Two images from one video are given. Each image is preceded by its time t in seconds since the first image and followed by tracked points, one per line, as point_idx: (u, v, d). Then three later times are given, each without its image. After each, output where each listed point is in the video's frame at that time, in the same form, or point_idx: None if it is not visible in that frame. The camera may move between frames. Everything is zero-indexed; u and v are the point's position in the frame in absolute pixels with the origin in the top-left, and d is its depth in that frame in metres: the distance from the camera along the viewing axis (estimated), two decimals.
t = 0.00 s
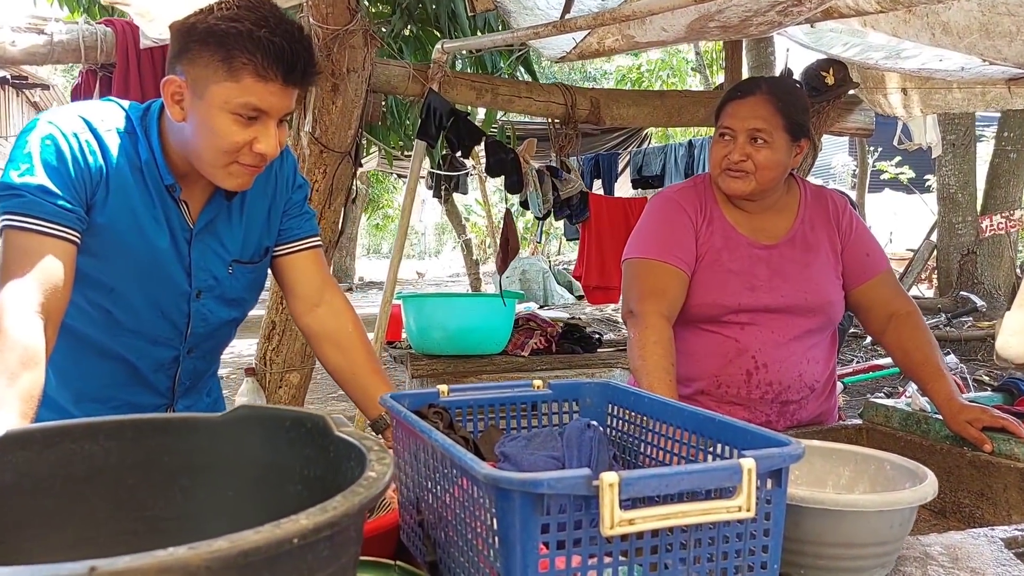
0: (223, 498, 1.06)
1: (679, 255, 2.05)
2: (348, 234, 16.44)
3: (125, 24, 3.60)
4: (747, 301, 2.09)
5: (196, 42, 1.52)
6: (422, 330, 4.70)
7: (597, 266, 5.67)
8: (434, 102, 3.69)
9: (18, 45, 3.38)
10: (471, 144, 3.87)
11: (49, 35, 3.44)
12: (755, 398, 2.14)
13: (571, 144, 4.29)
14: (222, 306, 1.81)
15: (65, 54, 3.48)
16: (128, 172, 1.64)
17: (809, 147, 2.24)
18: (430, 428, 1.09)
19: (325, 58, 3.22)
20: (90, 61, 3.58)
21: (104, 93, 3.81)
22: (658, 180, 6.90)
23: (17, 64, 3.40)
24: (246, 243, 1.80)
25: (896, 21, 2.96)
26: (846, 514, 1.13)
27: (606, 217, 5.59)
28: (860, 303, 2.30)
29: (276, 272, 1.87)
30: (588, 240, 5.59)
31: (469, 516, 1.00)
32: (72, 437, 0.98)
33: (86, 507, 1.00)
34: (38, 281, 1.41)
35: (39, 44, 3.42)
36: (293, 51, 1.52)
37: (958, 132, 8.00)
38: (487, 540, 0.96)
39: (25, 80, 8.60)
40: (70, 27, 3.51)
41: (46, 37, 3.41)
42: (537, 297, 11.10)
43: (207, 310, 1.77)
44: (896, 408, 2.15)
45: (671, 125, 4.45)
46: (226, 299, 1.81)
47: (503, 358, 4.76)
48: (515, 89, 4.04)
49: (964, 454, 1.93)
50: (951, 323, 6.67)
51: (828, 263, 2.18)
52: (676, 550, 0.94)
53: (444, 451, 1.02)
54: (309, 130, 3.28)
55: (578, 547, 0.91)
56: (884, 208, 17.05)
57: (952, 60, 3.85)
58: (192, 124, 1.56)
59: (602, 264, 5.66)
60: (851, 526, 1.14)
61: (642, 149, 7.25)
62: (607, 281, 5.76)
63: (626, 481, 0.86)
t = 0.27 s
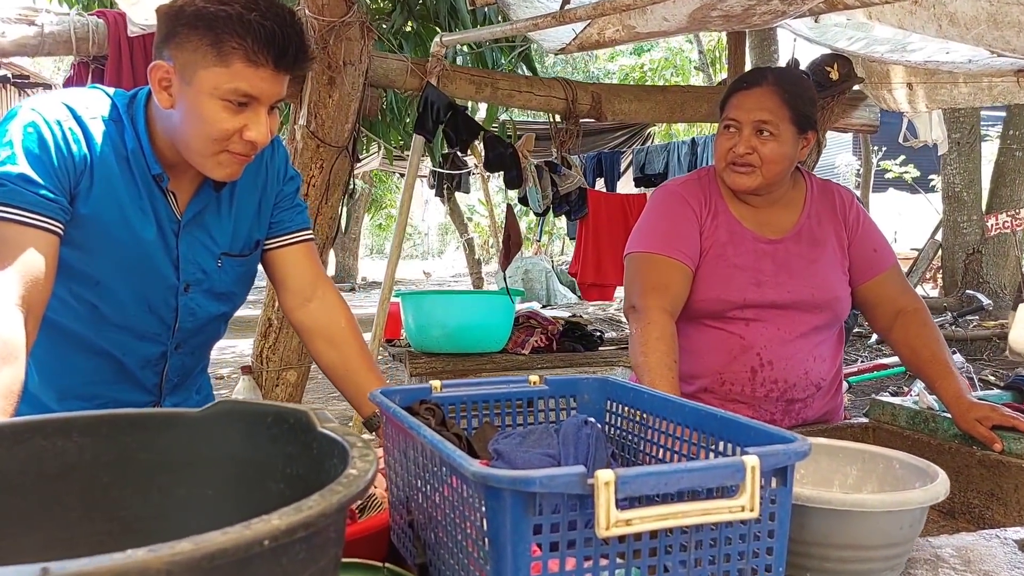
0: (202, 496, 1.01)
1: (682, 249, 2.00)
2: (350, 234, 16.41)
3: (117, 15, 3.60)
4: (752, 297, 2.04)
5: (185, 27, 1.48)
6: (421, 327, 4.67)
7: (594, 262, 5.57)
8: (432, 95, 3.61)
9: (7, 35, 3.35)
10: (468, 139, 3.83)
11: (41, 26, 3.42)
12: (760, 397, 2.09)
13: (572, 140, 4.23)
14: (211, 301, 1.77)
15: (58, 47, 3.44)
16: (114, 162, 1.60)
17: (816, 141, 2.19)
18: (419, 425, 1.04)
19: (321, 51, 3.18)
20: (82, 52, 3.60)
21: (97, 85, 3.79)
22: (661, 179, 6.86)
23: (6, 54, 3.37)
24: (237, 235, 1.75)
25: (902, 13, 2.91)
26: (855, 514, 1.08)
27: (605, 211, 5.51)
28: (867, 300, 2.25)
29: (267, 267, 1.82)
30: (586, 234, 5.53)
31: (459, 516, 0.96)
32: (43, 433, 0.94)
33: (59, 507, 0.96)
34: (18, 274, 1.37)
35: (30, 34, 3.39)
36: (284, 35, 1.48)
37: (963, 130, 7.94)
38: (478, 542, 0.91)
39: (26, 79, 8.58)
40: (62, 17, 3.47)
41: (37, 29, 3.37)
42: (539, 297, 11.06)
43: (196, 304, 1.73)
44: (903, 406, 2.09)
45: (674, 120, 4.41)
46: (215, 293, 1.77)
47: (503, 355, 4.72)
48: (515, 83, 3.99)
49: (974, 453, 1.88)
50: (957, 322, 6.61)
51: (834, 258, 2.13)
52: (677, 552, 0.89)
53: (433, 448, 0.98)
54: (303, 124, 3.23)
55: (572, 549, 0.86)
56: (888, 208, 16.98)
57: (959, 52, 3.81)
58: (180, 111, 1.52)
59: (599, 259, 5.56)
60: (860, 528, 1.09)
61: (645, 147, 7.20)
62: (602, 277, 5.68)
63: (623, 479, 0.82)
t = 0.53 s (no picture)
0: (204, 508, 0.98)
1: (696, 251, 1.97)
2: (358, 234, 16.42)
3: (122, 15, 3.59)
4: (766, 301, 2.01)
5: (189, 25, 1.46)
6: (428, 330, 4.63)
7: (596, 264, 5.47)
8: (439, 96, 3.61)
9: (12, 37, 3.33)
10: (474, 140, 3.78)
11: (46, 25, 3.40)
12: (773, 402, 2.05)
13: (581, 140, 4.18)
14: (217, 304, 1.73)
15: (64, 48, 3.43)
16: (119, 163, 1.58)
17: (832, 142, 2.15)
18: (428, 434, 1.01)
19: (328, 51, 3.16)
20: (88, 53, 3.58)
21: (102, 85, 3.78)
22: (670, 180, 6.82)
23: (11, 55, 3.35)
24: (242, 238, 1.73)
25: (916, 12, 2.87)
26: (878, 528, 1.05)
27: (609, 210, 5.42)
28: (882, 304, 2.21)
29: (273, 271, 1.80)
30: (589, 236, 5.43)
31: (470, 530, 0.93)
32: (42, 443, 0.91)
33: (58, 520, 0.93)
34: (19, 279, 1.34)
35: (35, 34, 3.37)
36: (291, 33, 1.45)
37: (975, 130, 7.87)
38: (489, 557, 0.88)
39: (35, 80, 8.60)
40: (68, 17, 3.47)
41: (43, 29, 3.36)
42: (547, 298, 11.03)
43: (201, 308, 1.70)
44: (920, 411, 2.04)
45: (684, 120, 4.37)
46: (221, 297, 1.74)
47: (512, 359, 4.70)
48: (523, 83, 3.96)
49: (992, 461, 1.84)
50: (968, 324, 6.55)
51: (850, 262, 2.10)
52: (695, 569, 0.86)
53: (442, 459, 0.95)
54: (310, 125, 3.22)
55: (587, 566, 0.83)
56: (897, 208, 16.90)
57: (975, 50, 3.82)
58: (186, 112, 1.49)
59: (602, 262, 5.47)
60: (883, 542, 1.06)
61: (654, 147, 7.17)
62: (605, 279, 5.52)
63: (640, 495, 0.78)
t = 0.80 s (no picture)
0: (224, 517, 0.97)
1: (716, 255, 1.95)
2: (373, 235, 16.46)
3: (141, 20, 3.62)
4: (787, 306, 1.99)
5: (205, 41, 1.46)
6: (444, 333, 4.64)
7: (612, 268, 5.47)
8: (455, 99, 3.60)
9: (33, 42, 3.46)
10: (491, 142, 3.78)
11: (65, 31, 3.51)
12: (794, 408, 2.03)
13: (597, 142, 4.15)
14: (232, 311, 1.74)
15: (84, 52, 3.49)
16: (136, 170, 1.57)
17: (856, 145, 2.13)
18: (447, 443, 1.01)
19: (345, 55, 3.16)
20: (107, 57, 3.62)
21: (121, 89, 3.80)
22: (686, 181, 6.80)
23: (31, 60, 3.49)
24: (258, 246, 1.73)
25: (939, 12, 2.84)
26: (905, 540, 1.03)
27: (627, 212, 5.42)
28: (905, 310, 2.18)
29: (290, 276, 1.79)
30: (606, 240, 5.42)
31: (491, 541, 0.92)
32: (61, 452, 0.91)
33: (77, 529, 0.93)
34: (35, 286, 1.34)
35: (55, 40, 3.49)
36: (307, 36, 1.46)
37: (994, 130, 7.79)
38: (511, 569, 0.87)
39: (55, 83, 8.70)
40: (87, 22, 3.54)
41: (61, 34, 3.47)
42: (562, 299, 11.02)
43: (216, 314, 1.70)
44: (942, 417, 2.00)
45: (701, 121, 4.35)
46: (236, 303, 1.74)
47: (528, 362, 4.70)
48: (540, 85, 3.95)
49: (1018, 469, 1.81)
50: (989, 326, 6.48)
51: (872, 267, 2.07)
52: None
53: (462, 469, 0.94)
54: (327, 129, 3.21)
55: None
56: (915, 209, 16.76)
57: (998, 52, 3.74)
58: (209, 127, 1.49)
59: (618, 266, 5.46)
60: (910, 555, 1.04)
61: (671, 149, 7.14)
62: (622, 282, 5.52)
63: (665, 508, 0.77)
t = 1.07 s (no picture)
0: (239, 530, 0.98)
1: (730, 262, 1.95)
2: (383, 237, 16.49)
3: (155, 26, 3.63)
4: (801, 313, 1.98)
5: (167, 48, 1.48)
6: (455, 337, 4.65)
7: (631, 272, 5.42)
8: (468, 103, 3.61)
9: (47, 48, 3.54)
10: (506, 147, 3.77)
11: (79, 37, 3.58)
12: (807, 415, 2.02)
13: (609, 146, 4.15)
14: (222, 317, 1.72)
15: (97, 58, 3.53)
16: (129, 180, 1.58)
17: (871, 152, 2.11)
18: (461, 456, 1.01)
19: (357, 60, 3.18)
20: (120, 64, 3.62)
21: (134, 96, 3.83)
22: (697, 183, 6.78)
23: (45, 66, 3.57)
24: (251, 254, 1.72)
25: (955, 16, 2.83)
26: (921, 554, 1.02)
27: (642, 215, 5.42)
28: (920, 318, 2.17)
29: (295, 290, 1.77)
30: (623, 245, 5.40)
31: (504, 554, 0.92)
32: (75, 464, 0.91)
33: (92, 540, 0.94)
34: (41, 296, 1.34)
35: (69, 47, 3.55)
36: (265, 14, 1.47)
37: (1008, 132, 7.75)
38: None
39: (69, 87, 8.77)
40: (100, 29, 3.59)
41: (76, 41, 3.52)
42: (572, 301, 11.03)
43: (205, 318, 1.69)
44: (958, 425, 1.98)
45: (713, 125, 4.34)
46: (226, 309, 1.72)
47: (539, 366, 4.69)
48: (551, 90, 3.95)
49: None
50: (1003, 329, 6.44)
51: (886, 274, 2.06)
52: None
53: (476, 483, 0.94)
54: (339, 134, 3.23)
55: None
56: (927, 210, 16.68)
57: (1011, 56, 3.70)
58: (194, 128, 1.49)
59: (638, 270, 5.42)
60: (927, 569, 1.03)
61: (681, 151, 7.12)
62: (642, 286, 5.46)
63: (680, 525, 0.77)
